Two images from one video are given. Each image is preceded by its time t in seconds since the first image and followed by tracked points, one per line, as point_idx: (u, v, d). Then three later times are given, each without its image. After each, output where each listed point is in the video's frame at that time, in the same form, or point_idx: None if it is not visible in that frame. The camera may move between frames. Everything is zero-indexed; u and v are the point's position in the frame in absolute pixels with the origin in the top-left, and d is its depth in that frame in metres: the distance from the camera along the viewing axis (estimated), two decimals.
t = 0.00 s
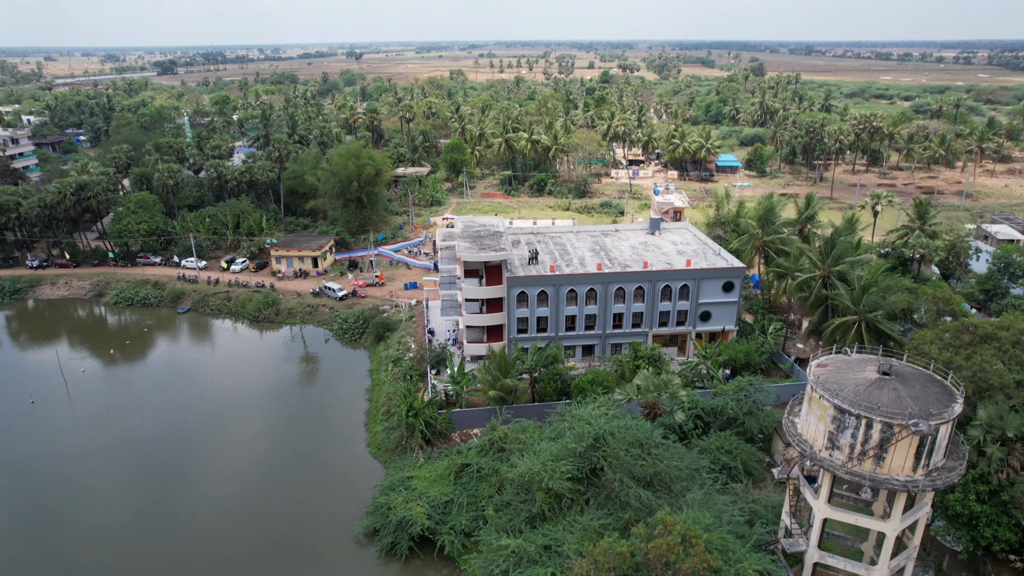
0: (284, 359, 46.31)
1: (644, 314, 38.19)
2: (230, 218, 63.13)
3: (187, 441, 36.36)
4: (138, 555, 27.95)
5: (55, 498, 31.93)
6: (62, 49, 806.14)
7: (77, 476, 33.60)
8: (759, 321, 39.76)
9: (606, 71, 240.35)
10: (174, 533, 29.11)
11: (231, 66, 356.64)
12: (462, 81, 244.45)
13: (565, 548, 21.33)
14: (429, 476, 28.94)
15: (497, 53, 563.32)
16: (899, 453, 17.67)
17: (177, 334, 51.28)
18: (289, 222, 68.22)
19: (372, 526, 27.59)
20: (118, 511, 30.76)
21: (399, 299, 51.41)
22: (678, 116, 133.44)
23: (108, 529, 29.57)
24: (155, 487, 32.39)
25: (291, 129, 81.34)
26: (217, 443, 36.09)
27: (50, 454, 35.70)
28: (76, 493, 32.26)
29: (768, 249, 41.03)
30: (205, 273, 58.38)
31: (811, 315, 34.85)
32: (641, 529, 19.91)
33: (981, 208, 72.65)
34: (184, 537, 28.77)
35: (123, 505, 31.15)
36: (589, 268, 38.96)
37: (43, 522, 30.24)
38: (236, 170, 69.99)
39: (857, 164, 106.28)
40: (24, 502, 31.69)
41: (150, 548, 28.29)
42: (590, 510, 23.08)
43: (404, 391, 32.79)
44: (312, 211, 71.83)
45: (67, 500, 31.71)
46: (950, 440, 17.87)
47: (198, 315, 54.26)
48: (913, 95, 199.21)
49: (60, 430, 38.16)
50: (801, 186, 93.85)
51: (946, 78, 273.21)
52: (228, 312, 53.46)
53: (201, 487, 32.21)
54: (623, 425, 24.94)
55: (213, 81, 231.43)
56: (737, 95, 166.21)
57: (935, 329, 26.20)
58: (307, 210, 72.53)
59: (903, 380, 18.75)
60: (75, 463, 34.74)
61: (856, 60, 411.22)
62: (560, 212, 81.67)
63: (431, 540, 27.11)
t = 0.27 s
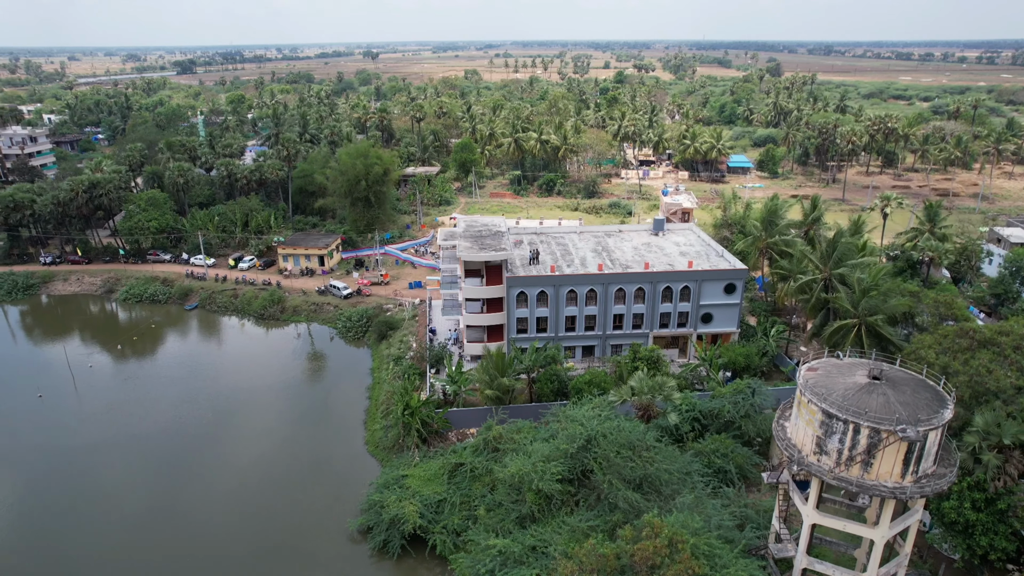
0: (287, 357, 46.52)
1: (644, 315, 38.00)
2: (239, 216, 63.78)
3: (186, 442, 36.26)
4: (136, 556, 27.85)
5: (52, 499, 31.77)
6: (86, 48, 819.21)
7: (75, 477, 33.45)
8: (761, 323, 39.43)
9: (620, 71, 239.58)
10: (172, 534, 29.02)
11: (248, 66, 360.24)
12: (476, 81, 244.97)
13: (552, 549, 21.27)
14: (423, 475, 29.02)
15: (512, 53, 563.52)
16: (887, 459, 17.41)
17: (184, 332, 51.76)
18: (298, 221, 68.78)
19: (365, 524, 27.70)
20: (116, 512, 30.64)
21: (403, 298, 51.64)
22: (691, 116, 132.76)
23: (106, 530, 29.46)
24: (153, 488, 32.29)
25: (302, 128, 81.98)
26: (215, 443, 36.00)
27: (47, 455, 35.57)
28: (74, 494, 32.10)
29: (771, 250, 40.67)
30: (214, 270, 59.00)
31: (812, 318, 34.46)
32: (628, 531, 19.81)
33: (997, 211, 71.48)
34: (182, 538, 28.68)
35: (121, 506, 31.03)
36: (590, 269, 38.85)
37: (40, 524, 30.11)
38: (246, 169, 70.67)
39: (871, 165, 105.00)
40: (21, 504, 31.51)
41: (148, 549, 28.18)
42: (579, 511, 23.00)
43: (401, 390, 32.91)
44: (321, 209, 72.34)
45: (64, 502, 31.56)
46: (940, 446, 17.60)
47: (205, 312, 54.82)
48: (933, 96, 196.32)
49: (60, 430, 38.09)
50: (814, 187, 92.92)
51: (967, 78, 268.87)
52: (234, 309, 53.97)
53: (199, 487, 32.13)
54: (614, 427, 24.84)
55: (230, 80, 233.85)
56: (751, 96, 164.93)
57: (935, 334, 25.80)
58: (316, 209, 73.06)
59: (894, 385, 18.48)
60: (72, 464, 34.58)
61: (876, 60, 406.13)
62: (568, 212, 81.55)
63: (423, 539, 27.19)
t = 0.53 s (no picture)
0: (290, 355, 46.78)
1: (645, 317, 37.81)
2: (247, 215, 64.38)
3: (184, 443, 36.06)
4: (136, 559, 27.67)
5: (48, 502, 31.48)
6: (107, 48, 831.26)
7: (72, 479, 33.18)
8: (763, 326, 39.07)
9: (635, 71, 238.47)
10: (171, 536, 28.86)
11: (265, 65, 363.63)
12: (489, 81, 245.19)
13: (539, 550, 21.23)
14: (417, 474, 29.10)
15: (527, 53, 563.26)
16: (873, 466, 17.18)
17: (191, 329, 52.26)
18: (307, 220, 69.28)
19: (359, 521, 27.87)
20: (114, 514, 30.44)
21: (407, 297, 51.84)
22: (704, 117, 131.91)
23: (106, 533, 29.28)
24: (151, 491, 32.05)
25: (312, 128, 82.53)
26: (214, 444, 35.82)
27: (44, 457, 35.29)
28: (72, 497, 31.84)
29: (775, 253, 40.28)
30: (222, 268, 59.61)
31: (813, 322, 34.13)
32: (613, 533, 19.72)
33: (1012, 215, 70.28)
34: (182, 541, 28.49)
35: (120, 509, 30.82)
36: (590, 269, 38.72)
37: (38, 527, 29.86)
38: (256, 167, 71.29)
39: (885, 167, 103.62)
40: (17, 508, 31.22)
41: (146, 552, 27.99)
42: (569, 513, 22.94)
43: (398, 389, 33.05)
44: (329, 208, 72.80)
45: (60, 505, 31.25)
46: (928, 453, 17.34)
47: (213, 309, 55.38)
48: (953, 96, 193.22)
49: (60, 431, 37.92)
50: (826, 188, 91.91)
51: (989, 79, 264.31)
52: (241, 307, 54.50)
53: (198, 490, 31.96)
54: (606, 429, 24.75)
55: (246, 80, 235.99)
56: (766, 96, 163.46)
57: (934, 339, 25.39)
58: (325, 208, 73.54)
59: (884, 390, 18.21)
60: (71, 466, 34.36)
61: (896, 60, 400.40)
62: (576, 213, 81.38)
63: (416, 538, 27.28)
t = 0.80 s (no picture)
0: (294, 354, 47.04)
1: (645, 318, 37.61)
2: (256, 213, 64.96)
3: (184, 441, 36.19)
4: (134, 558, 27.72)
5: (51, 497, 31.85)
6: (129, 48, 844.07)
7: (72, 477, 33.34)
8: (765, 329, 38.73)
9: (650, 71, 237.25)
10: (168, 535, 28.88)
11: (283, 65, 367.25)
12: (504, 80, 245.25)
13: (525, 550, 21.21)
14: (411, 472, 29.22)
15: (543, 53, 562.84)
16: (859, 472, 16.96)
17: (198, 326, 52.76)
18: (315, 218, 69.78)
19: (353, 519, 28.03)
20: (112, 513, 30.49)
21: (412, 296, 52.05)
22: (717, 117, 130.96)
23: (105, 530, 29.40)
24: (150, 489, 32.14)
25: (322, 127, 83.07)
26: (214, 443, 35.90)
27: (43, 455, 35.36)
28: (71, 495, 31.92)
29: (778, 255, 39.90)
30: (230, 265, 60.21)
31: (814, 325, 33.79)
32: (598, 535, 19.62)
33: None
34: (179, 540, 28.50)
35: (118, 508, 30.86)
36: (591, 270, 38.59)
37: (36, 526, 29.93)
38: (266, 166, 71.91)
39: (901, 168, 102.25)
40: (15, 507, 31.29)
41: (143, 551, 28.02)
42: (557, 513, 22.88)
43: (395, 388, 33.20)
44: (338, 207, 73.25)
45: (59, 504, 31.33)
46: (916, 460, 17.10)
47: (220, 306, 55.93)
48: (974, 97, 190.07)
49: (61, 429, 38.05)
50: (839, 190, 90.84)
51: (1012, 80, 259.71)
52: (248, 304, 55.04)
53: (197, 489, 32.04)
54: (597, 430, 24.66)
55: (262, 79, 237.99)
56: (782, 96, 161.89)
57: (932, 344, 25.04)
58: (334, 206, 74.01)
59: (872, 395, 17.96)
60: (72, 464, 34.48)
61: (916, 61, 394.73)
62: (584, 213, 81.19)
63: (409, 537, 27.38)
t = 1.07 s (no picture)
0: (298, 351, 47.32)
1: (645, 320, 37.40)
2: (265, 211, 65.54)
3: (187, 437, 36.53)
4: (128, 555, 27.88)
5: (54, 491, 32.28)
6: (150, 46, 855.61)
7: (76, 471, 33.77)
8: (767, 332, 38.37)
9: (665, 71, 235.99)
10: (166, 531, 29.12)
11: (300, 64, 369.86)
12: (518, 79, 245.14)
13: (512, 550, 21.22)
14: (405, 470, 29.36)
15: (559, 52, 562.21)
16: (843, 478, 16.73)
17: (205, 323, 53.29)
18: (324, 217, 70.24)
19: (347, 517, 28.21)
20: (111, 509, 30.77)
21: (416, 295, 52.24)
22: (730, 117, 129.96)
23: (105, 525, 29.71)
24: (150, 485, 32.45)
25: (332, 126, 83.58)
26: (212, 441, 36.06)
27: (49, 450, 35.87)
28: (68, 491, 32.18)
29: (781, 257, 39.53)
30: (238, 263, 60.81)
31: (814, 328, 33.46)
32: (583, 536, 19.56)
33: None
34: (173, 538, 28.62)
35: (117, 504, 31.14)
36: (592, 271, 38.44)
37: (37, 520, 30.27)
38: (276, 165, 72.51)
39: (916, 170, 100.78)
40: (19, 500, 31.76)
41: (140, 548, 28.21)
42: (545, 514, 22.85)
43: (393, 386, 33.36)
44: (346, 206, 73.67)
45: (57, 499, 31.64)
46: (902, 466, 16.84)
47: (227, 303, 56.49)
48: (995, 98, 186.81)
49: (68, 423, 38.59)
50: (853, 192, 89.78)
51: None
52: (255, 302, 55.55)
53: (193, 487, 32.18)
54: (588, 432, 24.59)
55: (279, 78, 239.90)
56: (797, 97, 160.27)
57: (930, 348, 24.65)
58: (343, 205, 74.47)
59: (860, 400, 17.72)
60: (70, 460, 34.76)
61: (938, 61, 388.87)
62: (593, 214, 80.95)
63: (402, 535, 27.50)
